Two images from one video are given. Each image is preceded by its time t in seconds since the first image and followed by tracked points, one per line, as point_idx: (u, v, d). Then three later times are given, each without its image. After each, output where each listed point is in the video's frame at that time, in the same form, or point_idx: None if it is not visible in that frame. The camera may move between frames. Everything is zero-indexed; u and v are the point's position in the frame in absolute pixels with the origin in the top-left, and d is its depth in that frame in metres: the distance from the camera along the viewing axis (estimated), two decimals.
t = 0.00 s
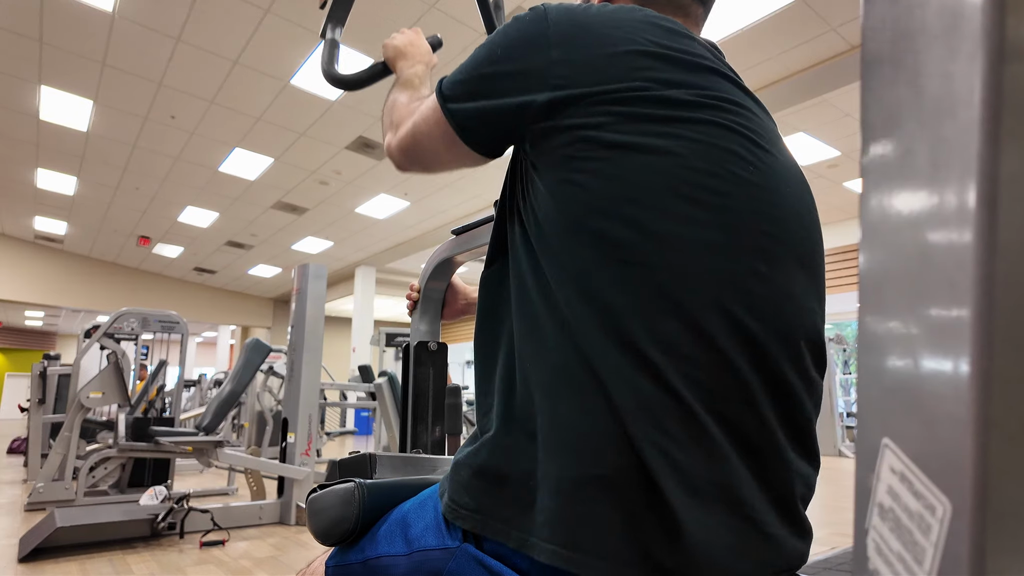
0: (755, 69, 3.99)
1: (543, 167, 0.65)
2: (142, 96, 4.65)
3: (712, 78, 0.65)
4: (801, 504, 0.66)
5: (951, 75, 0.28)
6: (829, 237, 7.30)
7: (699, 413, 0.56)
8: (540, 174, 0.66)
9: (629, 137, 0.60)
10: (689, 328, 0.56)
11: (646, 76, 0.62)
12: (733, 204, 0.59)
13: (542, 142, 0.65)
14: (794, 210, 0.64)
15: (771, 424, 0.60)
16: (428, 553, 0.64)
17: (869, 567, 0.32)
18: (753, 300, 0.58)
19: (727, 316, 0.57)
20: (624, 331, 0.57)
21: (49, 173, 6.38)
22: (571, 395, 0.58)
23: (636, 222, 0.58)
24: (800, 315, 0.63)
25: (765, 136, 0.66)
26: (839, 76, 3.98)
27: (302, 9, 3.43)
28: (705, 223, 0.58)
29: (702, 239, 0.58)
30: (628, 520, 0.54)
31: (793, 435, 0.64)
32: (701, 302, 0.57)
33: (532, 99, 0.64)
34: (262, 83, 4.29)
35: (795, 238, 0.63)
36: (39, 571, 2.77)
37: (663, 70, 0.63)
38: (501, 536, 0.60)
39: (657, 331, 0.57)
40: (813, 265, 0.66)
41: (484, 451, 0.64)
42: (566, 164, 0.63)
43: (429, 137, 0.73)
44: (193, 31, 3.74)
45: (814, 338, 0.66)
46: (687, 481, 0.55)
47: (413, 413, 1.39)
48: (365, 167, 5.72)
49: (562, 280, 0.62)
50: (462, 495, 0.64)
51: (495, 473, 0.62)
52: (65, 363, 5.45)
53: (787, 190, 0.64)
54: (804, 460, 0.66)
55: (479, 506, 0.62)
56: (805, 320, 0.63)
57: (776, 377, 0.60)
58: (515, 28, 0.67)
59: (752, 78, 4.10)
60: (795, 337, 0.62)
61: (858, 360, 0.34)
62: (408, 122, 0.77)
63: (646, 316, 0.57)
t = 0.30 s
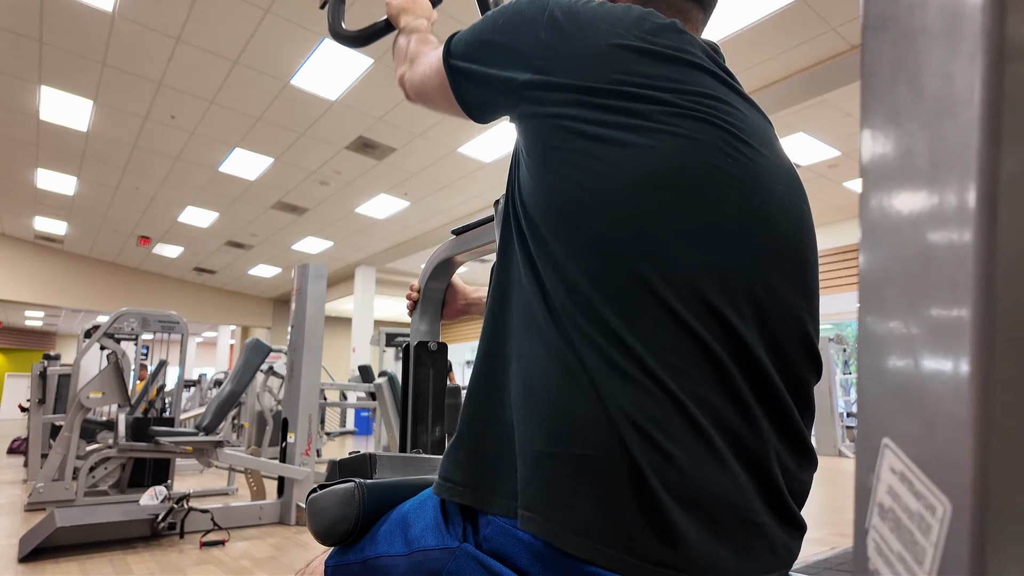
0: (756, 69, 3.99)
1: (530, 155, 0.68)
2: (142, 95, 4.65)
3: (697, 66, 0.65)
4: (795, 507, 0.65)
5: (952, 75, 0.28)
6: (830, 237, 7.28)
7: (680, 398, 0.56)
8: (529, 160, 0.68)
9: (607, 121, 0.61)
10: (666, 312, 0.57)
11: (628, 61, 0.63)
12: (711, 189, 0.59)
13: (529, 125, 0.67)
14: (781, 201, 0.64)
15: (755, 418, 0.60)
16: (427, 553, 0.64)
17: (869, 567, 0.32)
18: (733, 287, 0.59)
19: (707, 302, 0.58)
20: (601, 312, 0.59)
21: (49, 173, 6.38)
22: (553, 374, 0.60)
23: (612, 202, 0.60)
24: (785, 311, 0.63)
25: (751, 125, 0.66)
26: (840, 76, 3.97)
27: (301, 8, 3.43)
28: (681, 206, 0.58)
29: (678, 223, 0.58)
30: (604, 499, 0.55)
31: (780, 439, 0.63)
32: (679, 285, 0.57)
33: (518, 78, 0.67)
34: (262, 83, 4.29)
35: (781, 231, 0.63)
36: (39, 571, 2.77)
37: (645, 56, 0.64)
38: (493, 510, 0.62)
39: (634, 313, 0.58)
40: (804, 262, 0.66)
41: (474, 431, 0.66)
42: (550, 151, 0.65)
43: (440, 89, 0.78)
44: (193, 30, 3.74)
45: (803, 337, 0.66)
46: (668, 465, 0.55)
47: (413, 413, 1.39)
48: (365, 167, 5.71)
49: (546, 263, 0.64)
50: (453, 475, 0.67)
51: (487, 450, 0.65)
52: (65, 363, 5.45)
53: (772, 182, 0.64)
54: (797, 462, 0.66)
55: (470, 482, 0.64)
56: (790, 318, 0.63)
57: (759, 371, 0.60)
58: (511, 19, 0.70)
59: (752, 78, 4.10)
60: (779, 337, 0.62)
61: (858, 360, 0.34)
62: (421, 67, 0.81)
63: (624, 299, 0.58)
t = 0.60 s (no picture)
0: (756, 68, 3.98)
1: (522, 149, 0.68)
2: (141, 95, 4.65)
3: (684, 61, 0.65)
4: (794, 505, 0.65)
5: (952, 74, 0.28)
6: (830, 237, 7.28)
7: (666, 391, 0.56)
8: (521, 156, 0.69)
9: (592, 115, 0.62)
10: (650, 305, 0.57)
11: (612, 56, 0.64)
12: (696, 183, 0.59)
13: (518, 120, 0.68)
14: (771, 197, 0.63)
15: (746, 414, 0.59)
16: (425, 554, 0.64)
17: (871, 568, 0.31)
18: (720, 281, 0.59)
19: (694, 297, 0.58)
20: (586, 304, 0.59)
21: (49, 173, 6.38)
22: (540, 366, 0.61)
23: (596, 195, 0.60)
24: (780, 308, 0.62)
25: (740, 120, 0.66)
26: (840, 76, 3.97)
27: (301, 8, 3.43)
28: (666, 198, 0.58)
29: (662, 216, 0.58)
30: (590, 489, 0.56)
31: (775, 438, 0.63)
32: (663, 278, 0.57)
33: (507, 72, 0.68)
34: (262, 82, 4.29)
35: (771, 227, 0.62)
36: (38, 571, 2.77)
37: (630, 51, 0.64)
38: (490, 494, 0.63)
39: (618, 306, 0.58)
40: (795, 259, 0.65)
41: (467, 421, 0.67)
42: (539, 145, 0.65)
43: (444, 50, 0.77)
44: (192, 30, 3.74)
45: (802, 340, 0.65)
46: (654, 456, 0.54)
47: (413, 414, 1.39)
48: (365, 167, 5.71)
49: (535, 256, 0.65)
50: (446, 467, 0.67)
51: (480, 440, 0.66)
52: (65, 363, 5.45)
53: (761, 178, 0.63)
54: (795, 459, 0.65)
55: (463, 474, 0.65)
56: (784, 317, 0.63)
57: (748, 369, 0.60)
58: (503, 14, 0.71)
59: (753, 78, 4.10)
60: (769, 335, 0.61)
61: (860, 361, 0.33)
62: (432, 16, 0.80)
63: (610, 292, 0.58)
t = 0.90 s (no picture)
0: (756, 69, 3.99)
1: (517, 146, 0.68)
2: (141, 95, 4.65)
3: (678, 60, 0.65)
4: (791, 502, 0.65)
5: (951, 75, 0.28)
6: (830, 237, 7.28)
7: (660, 387, 0.56)
8: (516, 152, 0.69)
9: (585, 111, 0.62)
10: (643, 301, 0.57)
11: (607, 54, 0.64)
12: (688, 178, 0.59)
13: (513, 118, 0.68)
14: (765, 197, 0.64)
15: (739, 411, 0.59)
16: (425, 553, 0.64)
17: (870, 567, 0.32)
18: (714, 277, 0.59)
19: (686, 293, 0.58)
20: (580, 300, 0.60)
21: (49, 172, 6.38)
22: (534, 361, 0.61)
23: (590, 192, 0.60)
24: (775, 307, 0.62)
25: (734, 120, 0.66)
26: (840, 76, 3.97)
27: (301, 8, 3.43)
28: (660, 195, 0.59)
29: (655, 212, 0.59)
30: (585, 484, 0.56)
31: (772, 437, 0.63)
32: (657, 274, 0.58)
33: (504, 67, 0.68)
34: (261, 82, 4.29)
35: (765, 227, 0.63)
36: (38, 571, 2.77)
37: (624, 49, 0.64)
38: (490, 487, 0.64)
39: (613, 302, 0.58)
40: (789, 257, 0.65)
41: (463, 415, 0.67)
42: (534, 141, 0.65)
43: (446, 38, 0.76)
44: (192, 30, 3.74)
45: (800, 342, 0.65)
46: (647, 449, 0.55)
47: (413, 414, 1.39)
48: (365, 167, 5.71)
49: (529, 253, 0.65)
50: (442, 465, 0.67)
51: (477, 436, 0.66)
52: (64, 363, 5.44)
53: (755, 177, 0.64)
54: (792, 456, 0.65)
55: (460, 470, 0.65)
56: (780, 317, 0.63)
57: (742, 367, 0.60)
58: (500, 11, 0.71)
59: (753, 79, 4.10)
60: (763, 332, 0.61)
61: (859, 361, 0.33)
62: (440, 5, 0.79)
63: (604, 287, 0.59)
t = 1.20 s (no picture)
0: (756, 69, 3.99)
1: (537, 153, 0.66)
2: (141, 95, 4.64)
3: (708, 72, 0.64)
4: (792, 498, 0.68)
5: (954, 74, 0.28)
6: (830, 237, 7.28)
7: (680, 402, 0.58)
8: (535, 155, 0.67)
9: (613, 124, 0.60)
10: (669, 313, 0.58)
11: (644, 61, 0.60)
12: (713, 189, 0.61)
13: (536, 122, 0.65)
14: (775, 214, 0.65)
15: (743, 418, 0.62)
16: (425, 553, 0.64)
17: (871, 567, 0.32)
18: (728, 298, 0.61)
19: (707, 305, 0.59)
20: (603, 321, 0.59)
21: (49, 173, 6.38)
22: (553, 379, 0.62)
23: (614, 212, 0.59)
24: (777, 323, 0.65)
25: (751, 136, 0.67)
26: (840, 76, 3.97)
27: (301, 8, 3.43)
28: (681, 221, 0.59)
29: (678, 222, 0.59)
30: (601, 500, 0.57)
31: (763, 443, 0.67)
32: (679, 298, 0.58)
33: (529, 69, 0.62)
34: (261, 82, 4.28)
35: (773, 238, 0.65)
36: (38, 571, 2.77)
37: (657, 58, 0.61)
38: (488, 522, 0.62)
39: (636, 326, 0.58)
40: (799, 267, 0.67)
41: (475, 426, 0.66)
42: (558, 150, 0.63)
43: (429, 126, 0.71)
44: (192, 30, 3.74)
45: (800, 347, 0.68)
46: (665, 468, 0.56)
47: (413, 414, 1.39)
48: (365, 167, 5.71)
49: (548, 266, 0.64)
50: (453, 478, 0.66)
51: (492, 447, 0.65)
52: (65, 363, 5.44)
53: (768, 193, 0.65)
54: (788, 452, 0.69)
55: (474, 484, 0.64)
56: (778, 323, 0.66)
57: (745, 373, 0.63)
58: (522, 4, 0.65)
59: (753, 78, 4.10)
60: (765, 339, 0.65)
61: (859, 361, 0.34)
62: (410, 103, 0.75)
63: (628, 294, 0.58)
